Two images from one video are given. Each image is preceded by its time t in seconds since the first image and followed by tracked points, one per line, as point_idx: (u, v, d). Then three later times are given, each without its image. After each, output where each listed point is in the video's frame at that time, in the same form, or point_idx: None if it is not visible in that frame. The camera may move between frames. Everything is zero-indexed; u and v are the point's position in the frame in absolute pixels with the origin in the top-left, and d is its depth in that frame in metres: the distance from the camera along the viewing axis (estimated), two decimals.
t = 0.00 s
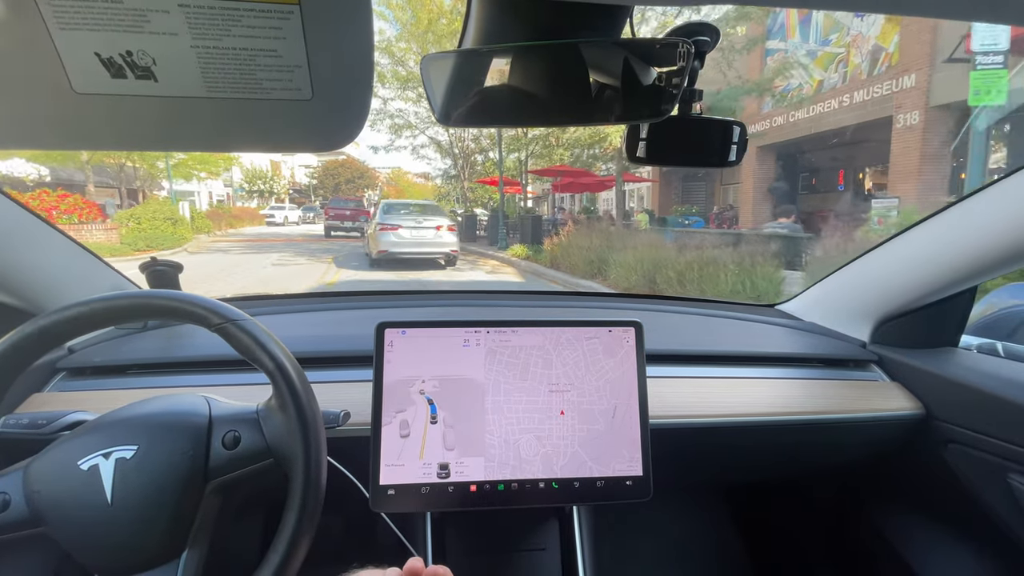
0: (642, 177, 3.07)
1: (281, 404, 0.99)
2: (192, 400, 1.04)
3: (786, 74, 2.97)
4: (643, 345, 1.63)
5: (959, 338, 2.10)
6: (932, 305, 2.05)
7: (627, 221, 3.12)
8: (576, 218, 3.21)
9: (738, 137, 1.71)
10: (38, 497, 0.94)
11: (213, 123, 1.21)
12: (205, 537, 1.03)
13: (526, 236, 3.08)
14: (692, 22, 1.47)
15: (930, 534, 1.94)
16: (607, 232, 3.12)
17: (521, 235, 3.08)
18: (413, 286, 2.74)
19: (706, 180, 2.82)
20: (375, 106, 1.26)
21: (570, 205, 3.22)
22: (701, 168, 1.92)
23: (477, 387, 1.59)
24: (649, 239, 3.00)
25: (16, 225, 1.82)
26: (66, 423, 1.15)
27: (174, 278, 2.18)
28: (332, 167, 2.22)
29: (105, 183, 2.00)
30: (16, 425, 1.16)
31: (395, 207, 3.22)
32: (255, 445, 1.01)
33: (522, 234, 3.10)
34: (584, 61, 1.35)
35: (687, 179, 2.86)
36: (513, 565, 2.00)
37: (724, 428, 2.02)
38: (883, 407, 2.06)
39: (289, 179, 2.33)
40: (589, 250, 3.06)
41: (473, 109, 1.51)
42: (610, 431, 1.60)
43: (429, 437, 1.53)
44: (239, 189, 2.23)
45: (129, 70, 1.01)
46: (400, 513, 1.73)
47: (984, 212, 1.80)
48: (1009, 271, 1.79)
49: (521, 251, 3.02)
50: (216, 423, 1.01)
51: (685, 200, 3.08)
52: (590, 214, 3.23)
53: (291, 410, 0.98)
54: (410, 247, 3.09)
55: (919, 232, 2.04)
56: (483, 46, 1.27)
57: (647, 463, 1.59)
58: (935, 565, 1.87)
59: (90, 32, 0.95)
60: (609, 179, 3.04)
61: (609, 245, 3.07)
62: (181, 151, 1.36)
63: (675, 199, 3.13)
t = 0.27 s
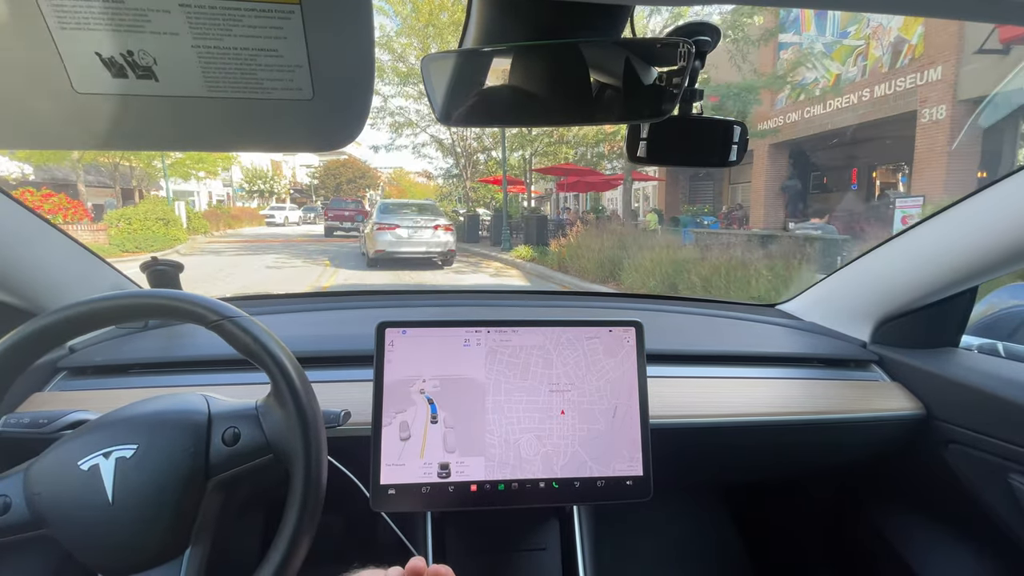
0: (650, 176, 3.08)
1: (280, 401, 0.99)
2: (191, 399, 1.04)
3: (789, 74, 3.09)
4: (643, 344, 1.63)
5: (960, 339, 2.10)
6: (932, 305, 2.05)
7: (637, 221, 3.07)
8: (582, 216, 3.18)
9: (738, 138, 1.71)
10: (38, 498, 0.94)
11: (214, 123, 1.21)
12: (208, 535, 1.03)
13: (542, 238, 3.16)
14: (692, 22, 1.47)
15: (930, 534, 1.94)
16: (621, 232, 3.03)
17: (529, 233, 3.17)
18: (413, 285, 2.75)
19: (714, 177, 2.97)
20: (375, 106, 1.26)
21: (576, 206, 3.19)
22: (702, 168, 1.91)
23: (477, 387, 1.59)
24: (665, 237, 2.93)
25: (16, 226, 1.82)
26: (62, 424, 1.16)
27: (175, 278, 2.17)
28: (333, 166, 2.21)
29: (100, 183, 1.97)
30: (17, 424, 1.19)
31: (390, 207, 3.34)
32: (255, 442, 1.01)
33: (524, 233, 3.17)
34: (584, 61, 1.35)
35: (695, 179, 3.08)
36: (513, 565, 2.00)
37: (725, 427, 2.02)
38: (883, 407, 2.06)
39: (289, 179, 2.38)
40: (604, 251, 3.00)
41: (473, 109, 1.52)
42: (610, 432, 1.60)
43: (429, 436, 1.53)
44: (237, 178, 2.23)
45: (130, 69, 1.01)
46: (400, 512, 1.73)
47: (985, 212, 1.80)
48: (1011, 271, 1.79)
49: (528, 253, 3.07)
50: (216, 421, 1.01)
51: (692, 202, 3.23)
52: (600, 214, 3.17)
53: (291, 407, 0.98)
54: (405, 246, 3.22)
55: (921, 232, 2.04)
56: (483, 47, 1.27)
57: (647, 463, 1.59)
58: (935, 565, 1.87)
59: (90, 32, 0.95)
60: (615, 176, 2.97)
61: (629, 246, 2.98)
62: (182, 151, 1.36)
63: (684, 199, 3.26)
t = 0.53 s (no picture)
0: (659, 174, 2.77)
1: (277, 394, 0.99)
2: (188, 396, 1.04)
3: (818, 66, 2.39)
4: (643, 345, 1.63)
5: (961, 339, 2.10)
6: (933, 305, 2.05)
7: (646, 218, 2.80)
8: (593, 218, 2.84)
9: (738, 137, 1.71)
10: (38, 502, 0.94)
11: (214, 122, 1.21)
12: (210, 530, 1.03)
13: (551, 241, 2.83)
14: (692, 22, 1.47)
15: (930, 534, 1.94)
16: (633, 233, 2.79)
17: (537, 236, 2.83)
18: (414, 285, 2.74)
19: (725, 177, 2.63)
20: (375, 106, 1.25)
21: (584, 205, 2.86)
22: (703, 168, 1.90)
23: (477, 387, 1.59)
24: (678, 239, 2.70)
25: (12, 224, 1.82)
26: (60, 424, 1.16)
27: (175, 276, 2.17)
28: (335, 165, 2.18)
29: (95, 183, 1.93)
30: (18, 424, 1.21)
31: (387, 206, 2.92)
32: (253, 436, 1.01)
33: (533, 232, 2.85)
34: (585, 61, 1.34)
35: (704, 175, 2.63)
36: (513, 565, 2.00)
37: (724, 428, 2.02)
38: (883, 407, 2.05)
39: (289, 178, 2.32)
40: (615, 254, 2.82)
41: (472, 108, 1.51)
42: (610, 431, 1.60)
43: (429, 436, 1.53)
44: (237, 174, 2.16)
45: (130, 69, 1.02)
46: (400, 512, 1.73)
47: (985, 211, 1.80)
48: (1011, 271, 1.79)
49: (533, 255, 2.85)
50: (213, 416, 1.01)
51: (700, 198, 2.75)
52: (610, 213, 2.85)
53: (288, 402, 0.98)
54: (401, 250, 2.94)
55: (921, 232, 2.03)
56: (483, 46, 1.27)
57: (647, 463, 1.58)
58: (935, 565, 1.87)
59: (90, 32, 0.95)
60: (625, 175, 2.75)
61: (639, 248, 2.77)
62: (181, 150, 1.36)
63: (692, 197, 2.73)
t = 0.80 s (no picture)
0: (671, 174, 2.96)
1: (274, 386, 0.99)
2: (184, 393, 1.04)
3: (829, 61, 2.50)
4: (643, 344, 1.63)
5: (961, 339, 2.10)
6: (933, 305, 2.04)
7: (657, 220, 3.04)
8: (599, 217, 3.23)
9: (738, 137, 1.71)
10: (39, 505, 0.94)
11: (215, 121, 1.21)
12: (214, 524, 1.03)
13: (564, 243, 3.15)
14: (695, 21, 1.47)
15: (930, 535, 1.94)
16: (647, 235, 3.02)
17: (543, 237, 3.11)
18: (415, 285, 2.75)
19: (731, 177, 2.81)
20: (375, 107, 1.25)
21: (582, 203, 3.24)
22: (704, 169, 1.91)
23: (477, 386, 1.59)
24: (693, 239, 2.91)
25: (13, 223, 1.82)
26: (60, 424, 1.16)
27: (176, 277, 2.14)
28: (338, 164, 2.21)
29: (93, 183, 1.98)
30: (19, 423, 1.21)
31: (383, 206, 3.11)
32: (251, 429, 1.01)
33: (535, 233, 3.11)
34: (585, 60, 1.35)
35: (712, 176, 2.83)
36: (513, 564, 2.00)
37: (725, 427, 2.02)
38: (883, 407, 2.06)
39: (291, 179, 2.41)
40: (631, 259, 2.96)
41: (472, 109, 1.52)
42: (610, 431, 1.60)
43: (429, 436, 1.53)
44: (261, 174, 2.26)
45: (131, 68, 1.02)
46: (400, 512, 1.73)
47: (986, 211, 1.79)
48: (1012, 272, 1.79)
49: (538, 257, 3.06)
50: (210, 411, 1.01)
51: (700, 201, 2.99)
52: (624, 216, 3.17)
53: (286, 396, 0.98)
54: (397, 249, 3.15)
55: (922, 232, 2.03)
56: (482, 46, 1.28)
57: (647, 462, 1.59)
58: (935, 565, 1.87)
59: (91, 31, 0.95)
60: (631, 176, 2.93)
61: (653, 250, 2.95)
62: (182, 150, 1.36)
63: (701, 198, 3.00)
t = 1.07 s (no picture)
0: (684, 173, 2.92)
1: (273, 381, 0.99)
2: (183, 392, 1.05)
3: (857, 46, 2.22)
4: (644, 344, 1.63)
5: (961, 338, 2.10)
6: (934, 304, 2.05)
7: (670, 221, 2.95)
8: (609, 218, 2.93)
9: (738, 136, 1.71)
10: (43, 508, 0.94)
11: (217, 122, 1.21)
12: (215, 523, 1.04)
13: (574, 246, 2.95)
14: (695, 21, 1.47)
15: (931, 534, 1.95)
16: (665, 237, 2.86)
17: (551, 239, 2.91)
18: (415, 285, 2.74)
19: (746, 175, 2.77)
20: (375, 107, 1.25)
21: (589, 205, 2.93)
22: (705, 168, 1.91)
23: (478, 386, 1.60)
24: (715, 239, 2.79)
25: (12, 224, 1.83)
26: (62, 424, 1.16)
27: (177, 277, 2.14)
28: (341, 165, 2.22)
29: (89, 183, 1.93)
30: (21, 424, 1.21)
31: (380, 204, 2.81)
32: (251, 426, 1.01)
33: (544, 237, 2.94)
34: (587, 60, 1.34)
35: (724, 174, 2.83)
36: (514, 563, 2.00)
37: (726, 427, 2.03)
38: (884, 406, 2.06)
39: (291, 179, 2.20)
40: (651, 261, 2.81)
41: (473, 108, 1.51)
42: (611, 431, 1.60)
43: (430, 436, 1.53)
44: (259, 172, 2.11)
45: (132, 70, 1.02)
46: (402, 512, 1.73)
47: (988, 211, 1.79)
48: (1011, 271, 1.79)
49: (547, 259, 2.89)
50: (210, 408, 1.01)
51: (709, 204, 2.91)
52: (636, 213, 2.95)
53: (286, 391, 0.98)
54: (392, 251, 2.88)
55: (923, 231, 2.03)
56: (483, 46, 1.28)
57: (648, 462, 1.59)
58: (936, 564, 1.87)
59: (93, 32, 0.96)
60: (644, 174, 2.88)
61: (675, 251, 2.82)
62: (184, 151, 1.36)
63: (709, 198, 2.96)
